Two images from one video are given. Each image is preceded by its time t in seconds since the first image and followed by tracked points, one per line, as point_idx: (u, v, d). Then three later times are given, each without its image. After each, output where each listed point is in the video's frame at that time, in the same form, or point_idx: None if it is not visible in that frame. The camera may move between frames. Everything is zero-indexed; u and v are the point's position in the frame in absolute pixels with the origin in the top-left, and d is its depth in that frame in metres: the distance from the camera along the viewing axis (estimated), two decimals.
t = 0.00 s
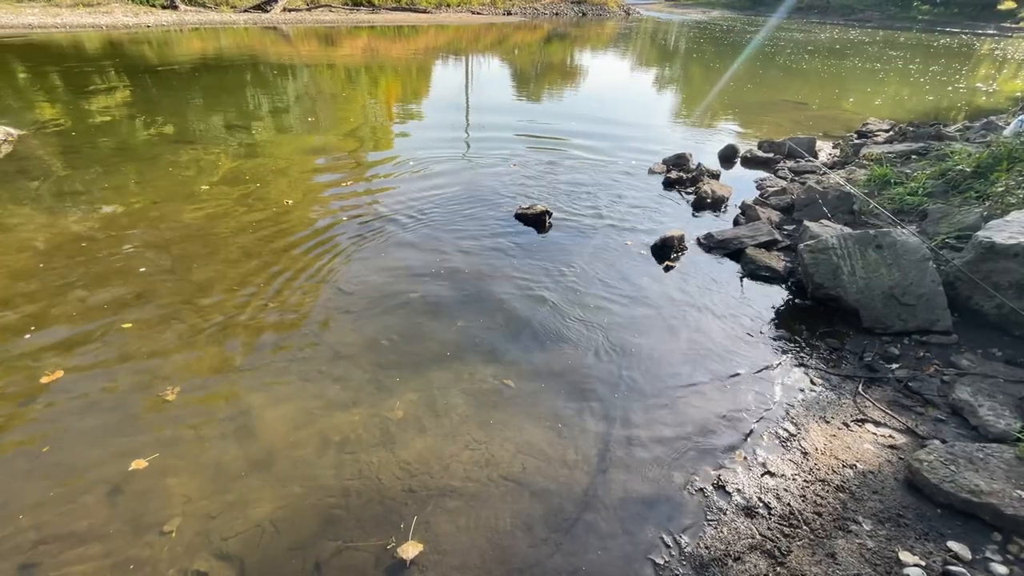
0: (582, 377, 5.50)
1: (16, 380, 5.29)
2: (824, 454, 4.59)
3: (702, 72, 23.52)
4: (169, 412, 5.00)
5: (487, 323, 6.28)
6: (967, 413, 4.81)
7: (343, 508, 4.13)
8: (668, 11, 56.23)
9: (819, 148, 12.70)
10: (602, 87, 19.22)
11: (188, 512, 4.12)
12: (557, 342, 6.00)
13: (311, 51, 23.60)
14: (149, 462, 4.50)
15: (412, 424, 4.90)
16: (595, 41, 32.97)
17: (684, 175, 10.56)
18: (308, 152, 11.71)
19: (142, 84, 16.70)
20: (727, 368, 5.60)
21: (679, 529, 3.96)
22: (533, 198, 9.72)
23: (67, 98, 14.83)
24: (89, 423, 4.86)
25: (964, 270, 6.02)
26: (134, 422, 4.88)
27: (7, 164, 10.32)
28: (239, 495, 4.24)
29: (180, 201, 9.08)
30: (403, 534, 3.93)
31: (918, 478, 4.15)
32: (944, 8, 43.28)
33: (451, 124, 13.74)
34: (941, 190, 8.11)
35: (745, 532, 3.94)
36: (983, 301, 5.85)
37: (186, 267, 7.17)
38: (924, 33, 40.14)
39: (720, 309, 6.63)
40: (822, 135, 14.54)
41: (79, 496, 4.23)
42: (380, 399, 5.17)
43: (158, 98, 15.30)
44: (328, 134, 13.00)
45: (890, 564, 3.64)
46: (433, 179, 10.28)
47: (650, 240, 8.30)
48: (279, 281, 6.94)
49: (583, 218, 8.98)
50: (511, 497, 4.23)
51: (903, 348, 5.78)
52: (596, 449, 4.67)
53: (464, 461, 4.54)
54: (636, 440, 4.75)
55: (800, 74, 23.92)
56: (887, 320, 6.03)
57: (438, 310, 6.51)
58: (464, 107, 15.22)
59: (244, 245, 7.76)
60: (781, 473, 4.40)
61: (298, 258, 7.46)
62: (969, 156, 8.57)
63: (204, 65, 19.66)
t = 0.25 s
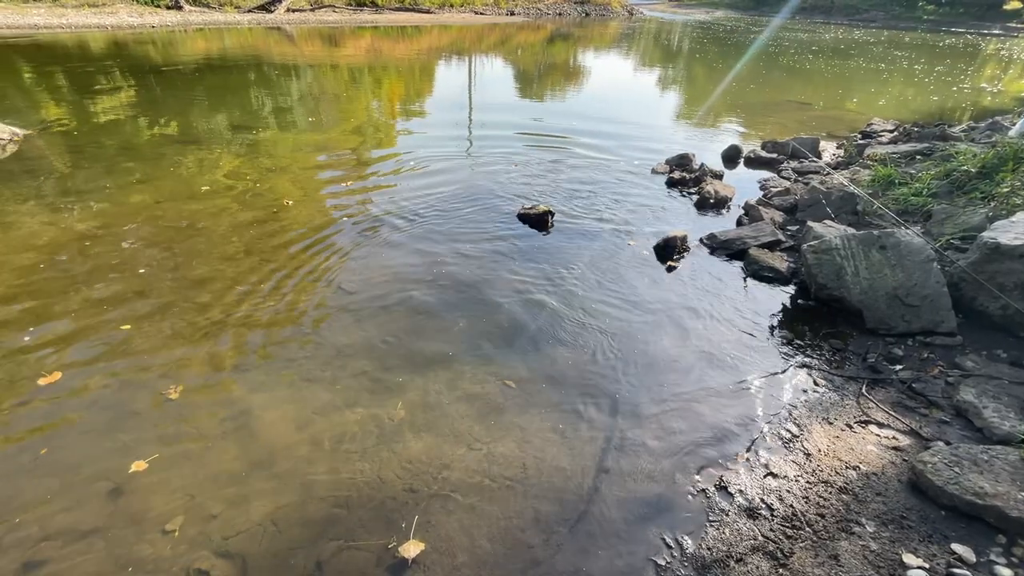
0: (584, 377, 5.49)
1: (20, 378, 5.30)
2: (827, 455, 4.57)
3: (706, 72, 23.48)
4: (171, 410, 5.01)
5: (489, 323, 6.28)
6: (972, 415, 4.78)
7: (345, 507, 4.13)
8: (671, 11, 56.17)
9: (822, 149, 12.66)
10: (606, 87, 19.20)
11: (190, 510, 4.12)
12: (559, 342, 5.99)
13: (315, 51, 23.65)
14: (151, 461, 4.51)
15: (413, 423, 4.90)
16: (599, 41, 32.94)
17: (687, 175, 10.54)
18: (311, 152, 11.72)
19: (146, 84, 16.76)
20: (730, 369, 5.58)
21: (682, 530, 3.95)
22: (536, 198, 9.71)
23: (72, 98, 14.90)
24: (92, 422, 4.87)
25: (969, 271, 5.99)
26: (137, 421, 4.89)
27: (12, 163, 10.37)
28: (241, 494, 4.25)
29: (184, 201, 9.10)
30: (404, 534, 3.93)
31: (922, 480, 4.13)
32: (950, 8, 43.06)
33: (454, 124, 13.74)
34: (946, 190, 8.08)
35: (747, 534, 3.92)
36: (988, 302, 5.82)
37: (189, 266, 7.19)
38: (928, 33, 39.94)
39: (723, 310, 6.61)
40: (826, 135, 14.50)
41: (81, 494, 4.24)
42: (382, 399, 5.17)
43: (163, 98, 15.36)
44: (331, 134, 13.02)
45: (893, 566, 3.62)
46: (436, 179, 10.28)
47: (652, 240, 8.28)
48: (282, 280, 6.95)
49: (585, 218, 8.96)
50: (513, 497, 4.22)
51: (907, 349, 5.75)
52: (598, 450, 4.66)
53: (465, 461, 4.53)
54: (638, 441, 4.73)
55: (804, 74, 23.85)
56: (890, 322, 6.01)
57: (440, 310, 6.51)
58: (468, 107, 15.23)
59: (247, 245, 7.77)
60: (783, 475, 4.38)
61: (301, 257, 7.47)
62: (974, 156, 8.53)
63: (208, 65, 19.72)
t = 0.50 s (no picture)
0: (587, 378, 5.48)
1: (25, 376, 5.33)
2: (832, 457, 4.54)
3: (710, 72, 23.43)
4: (175, 409, 5.02)
5: (492, 323, 6.27)
6: (978, 417, 4.74)
7: (347, 506, 4.13)
8: (676, 11, 56.10)
9: (828, 150, 12.61)
10: (610, 88, 19.18)
11: (193, 508, 4.13)
12: (562, 342, 5.98)
13: (320, 51, 23.72)
14: (155, 459, 4.53)
15: (416, 423, 4.90)
16: (604, 42, 32.93)
17: (691, 176, 10.51)
18: (316, 152, 11.74)
19: (152, 84, 16.85)
20: (734, 370, 5.56)
21: (684, 532, 3.93)
22: (540, 198, 9.70)
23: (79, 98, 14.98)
24: (97, 419, 4.89)
25: (976, 273, 5.95)
26: (142, 419, 4.91)
27: (20, 163, 10.44)
28: (244, 493, 4.26)
29: (189, 200, 9.13)
30: (406, 533, 3.93)
31: (927, 483, 4.10)
32: (957, 8, 42.80)
33: (458, 125, 13.75)
34: (952, 192, 8.02)
35: (750, 535, 3.90)
36: (994, 304, 5.77)
37: (194, 265, 7.22)
38: (935, 33, 39.67)
39: (727, 310, 6.59)
40: (831, 136, 14.44)
41: (86, 491, 4.25)
42: (385, 398, 5.17)
43: (169, 98, 15.43)
44: (335, 134, 13.05)
45: (898, 569, 3.60)
46: (439, 179, 10.28)
47: (656, 241, 8.26)
48: (286, 279, 6.96)
49: (589, 218, 8.95)
50: (515, 497, 4.22)
51: (912, 351, 5.72)
52: (601, 450, 4.64)
53: (468, 461, 4.53)
54: (641, 442, 4.72)
55: (810, 74, 23.76)
56: (896, 323, 5.97)
57: (444, 310, 6.51)
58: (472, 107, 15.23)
59: (251, 244, 7.79)
60: (787, 476, 4.36)
61: (305, 257, 7.48)
62: (981, 157, 8.47)
63: (214, 65, 19.80)
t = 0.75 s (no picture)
0: (590, 378, 5.47)
1: (30, 374, 5.36)
2: (835, 459, 4.52)
3: (715, 73, 23.38)
4: (179, 407, 5.04)
5: (495, 323, 6.27)
6: (983, 420, 4.71)
7: (349, 505, 4.14)
8: (681, 12, 55.99)
9: (833, 151, 12.56)
10: (614, 88, 19.16)
11: (196, 507, 4.14)
12: (564, 343, 5.97)
13: (325, 52, 23.78)
14: (159, 458, 4.54)
15: (419, 423, 4.90)
16: (608, 42, 32.90)
17: (694, 176, 10.48)
18: (320, 152, 11.77)
19: (158, 84, 16.94)
20: (736, 371, 5.53)
21: (686, 533, 3.92)
22: (543, 198, 9.69)
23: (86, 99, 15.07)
24: (101, 418, 4.91)
25: (982, 274, 5.91)
26: (146, 417, 4.93)
27: (27, 162, 10.50)
28: (247, 491, 4.27)
29: (194, 200, 9.17)
30: (408, 532, 3.93)
31: (931, 486, 4.07)
32: (964, 8, 42.52)
33: (462, 125, 13.76)
34: (958, 193, 7.97)
35: (753, 537, 3.89)
36: (1000, 306, 5.73)
37: (199, 265, 7.24)
38: (942, 34, 39.43)
39: (731, 311, 6.57)
40: (836, 137, 14.38)
41: (90, 489, 4.27)
42: (387, 397, 5.18)
43: (174, 98, 15.50)
44: (339, 134, 13.08)
45: (901, 572, 3.58)
46: (443, 179, 10.29)
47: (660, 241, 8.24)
48: (289, 279, 6.98)
49: (592, 219, 8.94)
50: (517, 497, 4.21)
51: (917, 353, 5.68)
52: (603, 451, 4.64)
53: (470, 461, 4.53)
54: (643, 442, 4.71)
55: (815, 75, 23.66)
56: (901, 325, 5.94)
57: (446, 310, 6.51)
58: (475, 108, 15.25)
59: (255, 243, 7.82)
60: (790, 478, 4.34)
61: (309, 256, 7.50)
62: (988, 158, 8.42)
63: (219, 66, 19.88)
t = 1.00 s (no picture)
0: (591, 379, 5.47)
1: (36, 372, 5.41)
2: (836, 462, 4.50)
3: (720, 73, 23.30)
4: (182, 406, 5.07)
5: (497, 324, 6.28)
6: (986, 423, 4.69)
7: (349, 504, 4.15)
8: (687, 12, 55.85)
9: (838, 152, 12.50)
10: (619, 89, 19.14)
11: (198, 505, 4.17)
12: (566, 344, 5.97)
13: (331, 52, 23.88)
14: (161, 456, 4.57)
15: (420, 422, 4.92)
16: (613, 43, 32.86)
17: (698, 177, 10.46)
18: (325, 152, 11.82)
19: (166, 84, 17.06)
20: (738, 373, 5.53)
21: (686, 535, 3.91)
22: (546, 199, 9.69)
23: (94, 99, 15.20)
24: (105, 416, 4.95)
25: (986, 277, 5.88)
26: (149, 415, 4.97)
27: (35, 162, 10.60)
28: (248, 490, 4.29)
29: (199, 199, 9.23)
30: (407, 532, 3.94)
31: (933, 489, 4.06)
32: (973, 7, 42.15)
33: (466, 125, 13.78)
34: (964, 194, 7.92)
35: (752, 539, 3.88)
36: (1005, 309, 5.70)
37: (203, 264, 7.29)
38: (950, 34, 39.08)
39: (733, 313, 6.56)
40: (842, 138, 14.30)
41: (93, 487, 4.31)
42: (389, 397, 5.20)
43: (181, 99, 15.61)
44: (344, 134, 13.13)
45: None
46: (446, 179, 10.31)
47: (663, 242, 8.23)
48: (292, 278, 7.02)
49: (595, 219, 8.94)
50: (517, 498, 4.22)
51: (920, 356, 5.66)
52: (604, 452, 4.63)
53: (470, 461, 4.54)
54: (643, 444, 4.70)
55: (822, 75, 23.53)
56: (904, 327, 5.91)
57: (448, 310, 6.53)
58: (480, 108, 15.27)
59: (259, 243, 7.87)
60: (790, 481, 4.33)
61: (312, 256, 7.54)
62: (994, 160, 8.35)
63: (225, 66, 20.00)
